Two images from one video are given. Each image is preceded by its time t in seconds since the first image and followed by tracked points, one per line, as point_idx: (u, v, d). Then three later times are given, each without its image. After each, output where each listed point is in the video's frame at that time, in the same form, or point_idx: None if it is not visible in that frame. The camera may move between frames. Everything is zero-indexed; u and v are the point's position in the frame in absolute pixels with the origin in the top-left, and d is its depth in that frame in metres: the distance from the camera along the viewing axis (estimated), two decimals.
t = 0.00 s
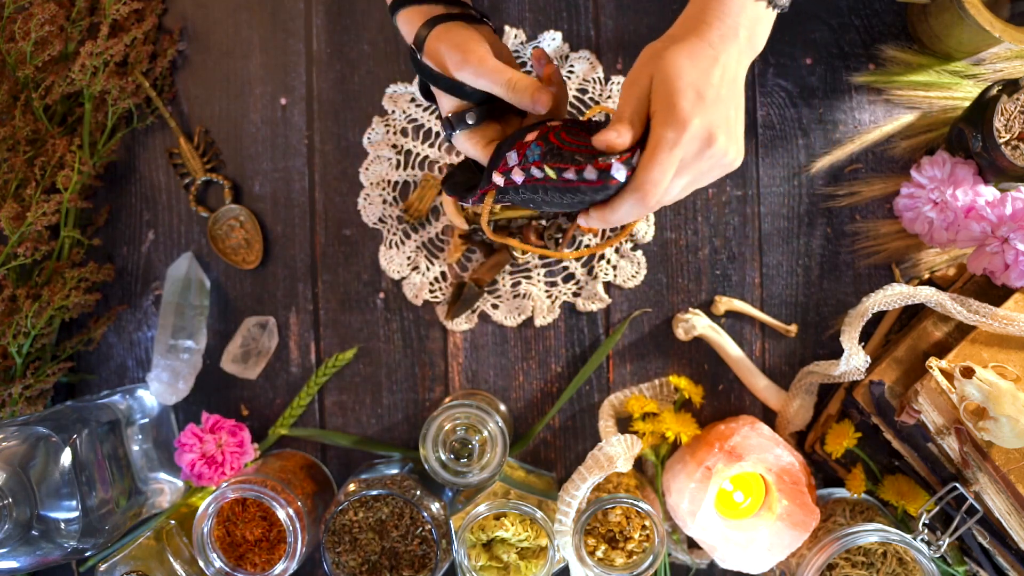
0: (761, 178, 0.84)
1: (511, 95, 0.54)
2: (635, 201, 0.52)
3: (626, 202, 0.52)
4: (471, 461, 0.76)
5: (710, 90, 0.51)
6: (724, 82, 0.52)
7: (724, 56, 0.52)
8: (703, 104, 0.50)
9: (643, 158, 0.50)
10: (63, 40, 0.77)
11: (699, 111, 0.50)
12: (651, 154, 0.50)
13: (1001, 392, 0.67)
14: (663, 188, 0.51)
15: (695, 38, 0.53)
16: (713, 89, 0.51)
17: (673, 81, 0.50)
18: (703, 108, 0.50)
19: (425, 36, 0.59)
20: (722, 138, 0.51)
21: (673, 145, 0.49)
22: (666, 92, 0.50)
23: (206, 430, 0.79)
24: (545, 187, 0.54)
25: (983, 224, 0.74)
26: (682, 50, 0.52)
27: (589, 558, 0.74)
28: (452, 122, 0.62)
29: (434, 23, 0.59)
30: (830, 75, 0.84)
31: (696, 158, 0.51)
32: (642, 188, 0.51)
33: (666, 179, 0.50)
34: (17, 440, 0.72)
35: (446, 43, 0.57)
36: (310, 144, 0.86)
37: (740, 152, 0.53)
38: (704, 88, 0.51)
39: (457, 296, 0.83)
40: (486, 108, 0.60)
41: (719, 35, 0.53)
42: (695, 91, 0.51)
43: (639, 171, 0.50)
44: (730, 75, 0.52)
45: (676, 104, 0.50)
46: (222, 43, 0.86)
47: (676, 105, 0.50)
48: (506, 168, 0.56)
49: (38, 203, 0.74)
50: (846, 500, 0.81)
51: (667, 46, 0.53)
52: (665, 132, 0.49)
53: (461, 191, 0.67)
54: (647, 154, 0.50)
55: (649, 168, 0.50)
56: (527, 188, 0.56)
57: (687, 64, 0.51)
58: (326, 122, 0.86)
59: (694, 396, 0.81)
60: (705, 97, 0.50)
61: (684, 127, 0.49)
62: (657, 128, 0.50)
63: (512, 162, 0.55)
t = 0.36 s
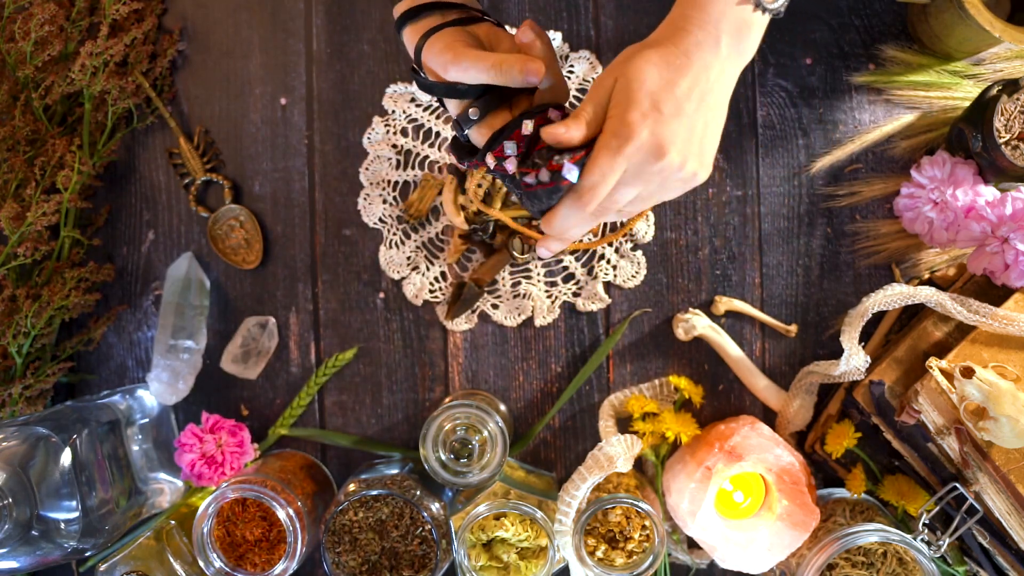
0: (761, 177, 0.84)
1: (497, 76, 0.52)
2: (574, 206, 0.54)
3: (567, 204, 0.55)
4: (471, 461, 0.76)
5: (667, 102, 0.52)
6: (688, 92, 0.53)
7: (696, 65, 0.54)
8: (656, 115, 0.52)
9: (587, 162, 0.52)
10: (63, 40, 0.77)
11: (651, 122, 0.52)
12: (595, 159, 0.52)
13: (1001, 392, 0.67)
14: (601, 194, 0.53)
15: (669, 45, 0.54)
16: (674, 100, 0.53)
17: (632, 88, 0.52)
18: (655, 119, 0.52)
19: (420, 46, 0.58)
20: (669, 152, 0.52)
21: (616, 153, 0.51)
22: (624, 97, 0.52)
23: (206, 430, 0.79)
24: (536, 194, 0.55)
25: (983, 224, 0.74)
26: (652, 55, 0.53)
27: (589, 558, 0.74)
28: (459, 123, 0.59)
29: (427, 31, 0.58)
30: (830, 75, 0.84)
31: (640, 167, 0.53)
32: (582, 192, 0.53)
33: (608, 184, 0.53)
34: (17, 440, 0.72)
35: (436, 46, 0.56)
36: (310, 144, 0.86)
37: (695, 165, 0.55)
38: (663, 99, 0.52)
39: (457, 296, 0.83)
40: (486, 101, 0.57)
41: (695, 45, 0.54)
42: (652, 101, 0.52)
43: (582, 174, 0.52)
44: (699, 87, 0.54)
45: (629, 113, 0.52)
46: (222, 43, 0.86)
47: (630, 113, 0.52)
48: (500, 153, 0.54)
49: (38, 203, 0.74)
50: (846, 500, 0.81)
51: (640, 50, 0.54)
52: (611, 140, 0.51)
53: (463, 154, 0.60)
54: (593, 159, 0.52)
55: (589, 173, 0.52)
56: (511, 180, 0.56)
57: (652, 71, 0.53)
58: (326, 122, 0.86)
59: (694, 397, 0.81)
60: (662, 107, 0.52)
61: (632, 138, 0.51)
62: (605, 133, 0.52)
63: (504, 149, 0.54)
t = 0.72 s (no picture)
0: (761, 177, 0.84)
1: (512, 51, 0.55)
2: (546, 206, 0.58)
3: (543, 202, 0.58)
4: (471, 461, 0.76)
5: (635, 97, 0.53)
6: (660, 87, 0.53)
7: (668, 60, 0.53)
8: (622, 111, 0.53)
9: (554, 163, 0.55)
10: (63, 39, 0.77)
11: (617, 120, 0.53)
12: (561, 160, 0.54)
13: (1001, 392, 0.66)
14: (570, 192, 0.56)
15: (642, 40, 0.54)
16: (642, 96, 0.53)
17: (600, 85, 0.53)
18: (621, 115, 0.53)
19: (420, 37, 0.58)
20: (637, 148, 0.53)
21: (579, 152, 0.53)
22: (589, 96, 0.54)
23: (205, 430, 0.79)
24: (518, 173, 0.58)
25: (983, 224, 0.74)
26: (621, 52, 0.54)
27: (589, 558, 0.74)
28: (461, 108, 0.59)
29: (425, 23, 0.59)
30: (830, 75, 0.84)
31: (610, 163, 0.54)
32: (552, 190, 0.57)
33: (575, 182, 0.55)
34: (17, 440, 0.72)
35: (440, 32, 0.57)
36: (310, 144, 0.86)
37: (671, 157, 0.55)
38: (629, 97, 0.53)
39: (457, 296, 0.83)
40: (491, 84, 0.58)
41: (668, 39, 0.53)
42: (620, 97, 0.53)
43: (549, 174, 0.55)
44: (672, 80, 0.53)
45: (593, 112, 0.53)
46: (222, 43, 0.86)
47: (593, 113, 0.53)
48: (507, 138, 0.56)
49: (38, 203, 0.74)
50: (846, 500, 0.81)
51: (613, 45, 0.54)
52: (574, 140, 0.53)
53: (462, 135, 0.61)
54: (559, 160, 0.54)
55: (555, 172, 0.55)
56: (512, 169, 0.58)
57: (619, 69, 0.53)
58: (326, 122, 0.86)
59: (694, 396, 0.81)
60: (629, 104, 0.53)
61: (595, 136, 0.53)
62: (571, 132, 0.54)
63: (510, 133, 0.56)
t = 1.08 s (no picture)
0: (761, 178, 0.84)
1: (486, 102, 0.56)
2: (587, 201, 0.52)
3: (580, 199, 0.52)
4: (471, 461, 0.76)
5: (681, 85, 0.48)
6: (701, 78, 0.49)
7: (705, 51, 0.49)
8: (671, 100, 0.47)
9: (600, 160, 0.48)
10: (63, 39, 0.77)
11: (665, 110, 0.47)
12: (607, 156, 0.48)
13: (1001, 392, 0.67)
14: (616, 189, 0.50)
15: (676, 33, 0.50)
16: (686, 87, 0.48)
17: (640, 77, 0.48)
18: (671, 104, 0.47)
19: (413, 44, 0.60)
20: (689, 137, 0.48)
21: (629, 145, 0.47)
22: (632, 89, 0.48)
23: (206, 430, 0.79)
24: (526, 194, 0.53)
25: (983, 224, 0.74)
26: (657, 45, 0.49)
27: (589, 558, 0.74)
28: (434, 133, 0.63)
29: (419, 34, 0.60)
30: (830, 75, 0.84)
31: (658, 155, 0.49)
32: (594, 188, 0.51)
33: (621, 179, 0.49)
34: (17, 440, 0.72)
35: (427, 56, 0.59)
36: (310, 144, 0.86)
37: (715, 149, 0.50)
38: (674, 86, 0.48)
39: (457, 296, 0.83)
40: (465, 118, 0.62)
41: (702, 32, 0.49)
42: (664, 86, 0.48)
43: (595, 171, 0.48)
44: (712, 68, 0.49)
45: (639, 103, 0.47)
46: (222, 43, 0.86)
47: (640, 103, 0.47)
48: (491, 177, 0.55)
49: (38, 203, 0.74)
50: (846, 500, 0.81)
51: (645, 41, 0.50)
52: (622, 132, 0.47)
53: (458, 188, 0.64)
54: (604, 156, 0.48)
55: (597, 171, 0.49)
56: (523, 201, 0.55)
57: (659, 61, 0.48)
58: (326, 122, 0.86)
59: (694, 397, 0.81)
60: (675, 94, 0.48)
61: (647, 126, 0.47)
62: (615, 128, 0.48)
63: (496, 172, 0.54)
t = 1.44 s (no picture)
0: (761, 177, 0.84)
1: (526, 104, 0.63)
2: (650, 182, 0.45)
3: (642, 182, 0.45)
4: (471, 461, 0.76)
5: (733, 48, 0.41)
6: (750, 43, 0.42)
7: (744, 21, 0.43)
8: (725, 63, 0.41)
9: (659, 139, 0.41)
10: (63, 39, 0.77)
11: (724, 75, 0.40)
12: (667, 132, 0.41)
13: (1001, 392, 0.66)
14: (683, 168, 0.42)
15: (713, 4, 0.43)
16: (738, 53, 0.41)
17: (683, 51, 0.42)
18: (725, 68, 0.41)
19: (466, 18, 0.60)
20: (756, 98, 0.40)
21: (690, 114, 0.40)
22: (677, 63, 0.42)
23: (205, 430, 0.79)
24: (572, 201, 0.49)
25: (983, 224, 0.74)
26: (693, 20, 0.43)
27: (589, 558, 0.74)
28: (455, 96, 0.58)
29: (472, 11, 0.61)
30: (830, 75, 0.84)
31: (722, 124, 0.41)
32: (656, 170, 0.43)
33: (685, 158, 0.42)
34: (18, 440, 0.72)
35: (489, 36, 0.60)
36: (310, 144, 0.86)
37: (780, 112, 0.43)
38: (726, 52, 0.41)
39: (457, 296, 0.83)
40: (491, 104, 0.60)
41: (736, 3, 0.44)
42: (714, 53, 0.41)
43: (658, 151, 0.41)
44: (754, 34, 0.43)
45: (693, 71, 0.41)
46: (222, 43, 0.86)
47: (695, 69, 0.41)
48: (534, 193, 0.53)
49: (38, 203, 0.74)
50: (846, 500, 0.81)
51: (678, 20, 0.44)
52: (681, 103, 0.40)
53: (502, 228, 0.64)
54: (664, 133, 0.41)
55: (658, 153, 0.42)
56: (575, 210, 0.51)
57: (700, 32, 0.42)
58: (326, 122, 0.86)
59: (694, 397, 0.81)
60: (728, 60, 0.41)
61: (709, 90, 0.40)
62: (671, 103, 0.41)
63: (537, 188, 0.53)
